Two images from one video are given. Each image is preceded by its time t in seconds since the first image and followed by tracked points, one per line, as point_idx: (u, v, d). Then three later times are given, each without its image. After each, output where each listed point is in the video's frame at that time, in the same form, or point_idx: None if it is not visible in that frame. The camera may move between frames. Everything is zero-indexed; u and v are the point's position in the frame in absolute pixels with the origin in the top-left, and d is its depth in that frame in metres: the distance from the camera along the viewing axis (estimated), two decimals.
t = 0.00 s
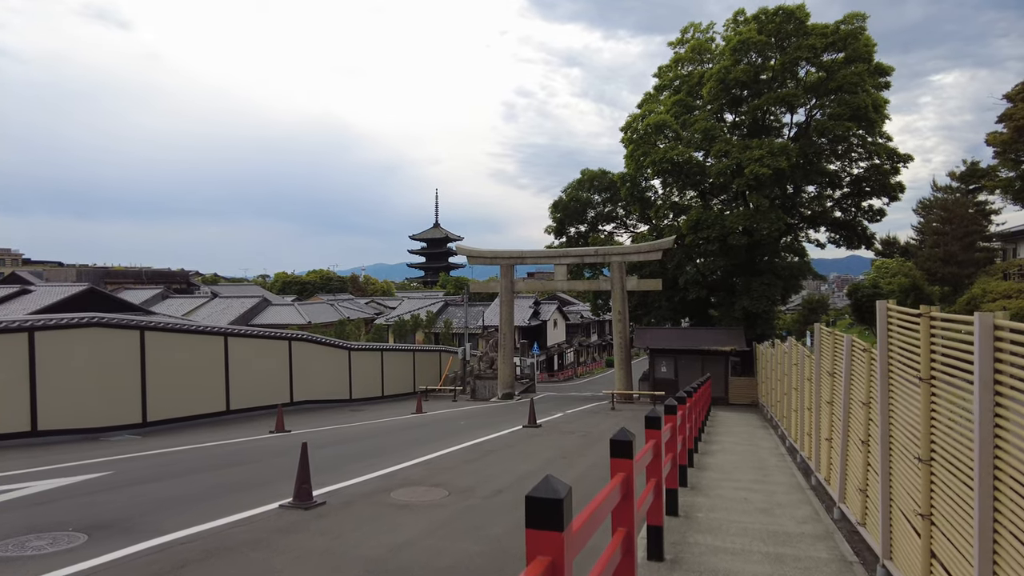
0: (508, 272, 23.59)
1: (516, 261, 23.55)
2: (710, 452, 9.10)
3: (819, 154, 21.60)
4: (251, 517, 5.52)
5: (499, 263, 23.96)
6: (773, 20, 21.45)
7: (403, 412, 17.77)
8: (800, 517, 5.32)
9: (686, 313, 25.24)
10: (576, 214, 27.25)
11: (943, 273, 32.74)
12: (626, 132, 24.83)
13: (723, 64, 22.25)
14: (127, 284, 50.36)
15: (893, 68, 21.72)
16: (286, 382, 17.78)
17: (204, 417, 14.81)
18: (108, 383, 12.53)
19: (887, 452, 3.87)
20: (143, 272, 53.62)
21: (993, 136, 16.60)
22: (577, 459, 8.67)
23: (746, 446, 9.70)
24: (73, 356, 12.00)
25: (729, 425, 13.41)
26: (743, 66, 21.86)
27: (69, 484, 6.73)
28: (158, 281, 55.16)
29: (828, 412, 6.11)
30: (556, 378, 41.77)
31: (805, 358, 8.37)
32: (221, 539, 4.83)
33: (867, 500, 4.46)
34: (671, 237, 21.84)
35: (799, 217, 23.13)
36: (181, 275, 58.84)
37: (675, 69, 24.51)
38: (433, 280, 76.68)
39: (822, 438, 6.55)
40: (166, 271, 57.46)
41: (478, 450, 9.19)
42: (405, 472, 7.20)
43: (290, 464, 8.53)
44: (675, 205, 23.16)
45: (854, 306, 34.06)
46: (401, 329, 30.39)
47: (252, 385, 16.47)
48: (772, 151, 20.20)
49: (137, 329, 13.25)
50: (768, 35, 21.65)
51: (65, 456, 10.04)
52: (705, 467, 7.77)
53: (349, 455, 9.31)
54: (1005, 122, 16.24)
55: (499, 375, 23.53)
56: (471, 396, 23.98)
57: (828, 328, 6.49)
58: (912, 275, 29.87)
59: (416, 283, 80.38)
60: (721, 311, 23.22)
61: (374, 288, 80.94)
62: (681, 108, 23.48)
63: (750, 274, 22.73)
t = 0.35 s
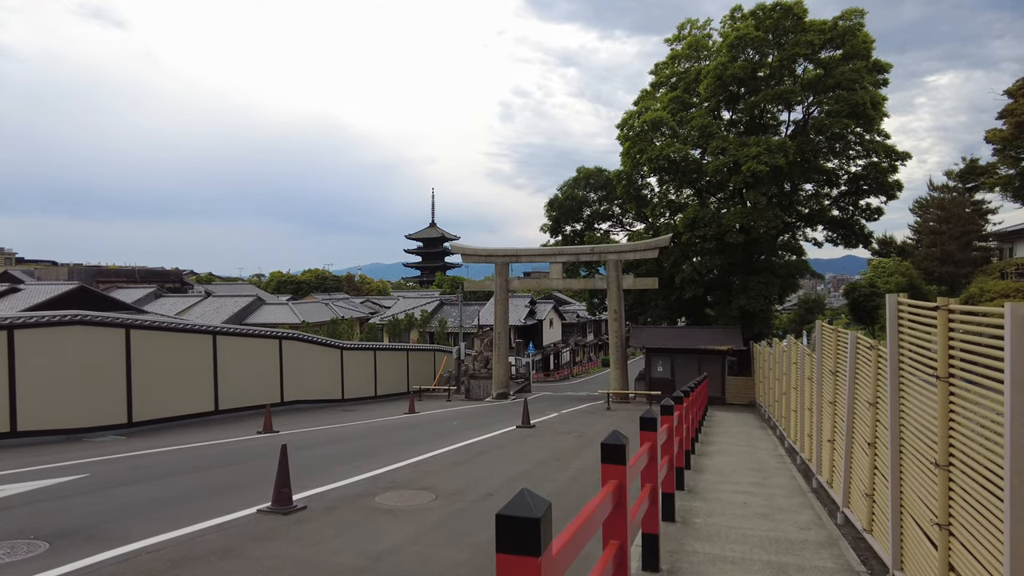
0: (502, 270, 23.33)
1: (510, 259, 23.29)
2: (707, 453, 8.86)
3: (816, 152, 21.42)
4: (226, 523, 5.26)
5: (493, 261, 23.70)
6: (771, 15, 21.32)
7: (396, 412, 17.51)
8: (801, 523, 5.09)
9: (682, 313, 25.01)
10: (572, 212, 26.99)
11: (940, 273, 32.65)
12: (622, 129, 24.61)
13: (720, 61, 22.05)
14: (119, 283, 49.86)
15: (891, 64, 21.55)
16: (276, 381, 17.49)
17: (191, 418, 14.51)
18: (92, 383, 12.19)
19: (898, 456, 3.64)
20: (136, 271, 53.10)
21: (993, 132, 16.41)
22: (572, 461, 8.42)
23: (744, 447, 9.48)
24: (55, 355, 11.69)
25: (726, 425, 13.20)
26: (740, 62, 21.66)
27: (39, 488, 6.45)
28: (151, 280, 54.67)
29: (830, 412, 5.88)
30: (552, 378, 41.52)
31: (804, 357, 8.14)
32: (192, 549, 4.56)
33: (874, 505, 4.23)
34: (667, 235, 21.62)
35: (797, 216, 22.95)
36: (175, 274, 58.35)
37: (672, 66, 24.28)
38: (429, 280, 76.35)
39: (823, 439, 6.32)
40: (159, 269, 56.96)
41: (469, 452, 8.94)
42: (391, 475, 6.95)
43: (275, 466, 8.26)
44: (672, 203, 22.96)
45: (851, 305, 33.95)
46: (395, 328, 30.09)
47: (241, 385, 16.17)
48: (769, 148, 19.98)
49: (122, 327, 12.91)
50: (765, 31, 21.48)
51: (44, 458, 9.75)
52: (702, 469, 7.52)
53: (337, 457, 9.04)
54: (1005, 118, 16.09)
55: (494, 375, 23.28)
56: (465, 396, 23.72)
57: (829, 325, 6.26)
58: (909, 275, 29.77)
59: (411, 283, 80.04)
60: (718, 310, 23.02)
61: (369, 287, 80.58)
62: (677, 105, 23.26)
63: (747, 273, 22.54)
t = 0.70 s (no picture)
0: (497, 269, 23.07)
1: (505, 257, 23.03)
2: (702, 456, 8.62)
3: (814, 149, 21.22)
4: (196, 533, 5.01)
5: (488, 260, 23.44)
6: (768, 11, 21.12)
7: (388, 412, 17.24)
8: (801, 531, 4.86)
9: (679, 312, 24.78)
10: (567, 210, 26.72)
11: (938, 271, 32.51)
12: (618, 126, 24.37)
13: (716, 57, 21.85)
14: (112, 283, 49.40)
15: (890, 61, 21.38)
16: (266, 382, 17.20)
17: (178, 419, 14.22)
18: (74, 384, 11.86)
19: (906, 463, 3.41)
20: (129, 271, 52.61)
21: (993, 128, 16.23)
22: (563, 463, 8.17)
23: (740, 449, 9.24)
24: (35, 355, 11.37)
25: (723, 426, 12.97)
26: (737, 59, 21.47)
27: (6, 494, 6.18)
28: (145, 280, 54.20)
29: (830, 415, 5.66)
30: (548, 377, 41.28)
31: (803, 356, 7.90)
32: (156, 561, 4.32)
33: (878, 513, 4.00)
34: (664, 233, 21.39)
35: (794, 214, 22.75)
36: (168, 274, 57.84)
37: (668, 63, 24.06)
38: (426, 279, 76.01)
39: (823, 442, 6.09)
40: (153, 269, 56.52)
41: (458, 454, 8.69)
42: (375, 480, 6.70)
43: (258, 470, 7.99)
44: (668, 201, 22.73)
45: (849, 304, 33.80)
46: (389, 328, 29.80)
47: (230, 385, 15.88)
48: (767, 145, 19.75)
49: (106, 326, 12.57)
50: (762, 28, 21.29)
51: (22, 461, 9.46)
52: (697, 472, 7.30)
53: (322, 460, 8.77)
54: (1005, 114, 15.91)
55: (488, 374, 23.01)
56: (459, 396, 23.45)
57: (829, 325, 6.03)
58: (906, 274, 29.63)
59: (407, 282, 79.72)
60: (715, 309, 22.79)
61: (365, 287, 80.23)
62: (674, 102, 23.04)
63: (744, 271, 22.32)
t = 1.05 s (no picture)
0: (492, 269, 22.87)
1: (500, 257, 22.82)
2: (698, 459, 8.41)
3: (811, 148, 21.05)
4: (167, 543, 4.79)
5: (483, 260, 23.21)
6: (765, 9, 20.96)
7: (381, 414, 17.02)
8: (799, 540, 4.65)
9: (676, 312, 24.57)
10: (563, 210, 26.53)
11: (936, 271, 32.39)
12: (614, 124, 24.18)
13: (713, 55, 21.69)
14: (106, 283, 49.09)
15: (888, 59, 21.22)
16: (257, 383, 16.97)
17: (166, 422, 13.98)
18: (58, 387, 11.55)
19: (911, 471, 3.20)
20: (124, 271, 52.29)
21: (992, 126, 16.07)
22: (555, 467, 7.97)
23: (737, 452, 9.03)
24: (18, 357, 11.08)
25: (719, 427, 12.78)
26: (734, 56, 21.31)
27: None
28: (140, 281, 53.90)
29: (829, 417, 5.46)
30: (545, 378, 41.07)
31: (800, 357, 7.70)
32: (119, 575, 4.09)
33: (880, 523, 3.82)
34: (660, 233, 21.21)
35: (791, 213, 22.57)
36: (164, 275, 57.54)
37: (665, 61, 23.89)
38: (423, 280, 75.79)
39: (822, 445, 5.91)
40: (148, 270, 56.17)
41: (448, 458, 8.48)
42: (358, 486, 6.49)
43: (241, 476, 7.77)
44: (664, 200, 22.56)
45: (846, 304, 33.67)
46: (385, 328, 29.57)
47: (220, 387, 15.63)
48: (764, 143, 19.58)
49: (91, 328, 12.25)
50: (759, 26, 21.15)
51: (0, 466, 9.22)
52: (692, 476, 7.09)
53: (309, 465, 8.55)
54: (1004, 112, 15.73)
55: (484, 376, 22.80)
56: (455, 397, 23.24)
57: (828, 324, 5.83)
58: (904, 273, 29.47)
59: (405, 282, 79.49)
60: (712, 309, 22.52)
61: (362, 288, 80.00)
62: (670, 100, 22.88)
63: (741, 271, 22.14)
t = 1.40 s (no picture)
0: (489, 268, 22.62)
1: (498, 256, 22.56)
2: (698, 460, 8.17)
3: (812, 145, 20.82)
4: (140, 550, 4.52)
5: (480, 258, 22.95)
6: (765, 5, 20.73)
7: (377, 414, 16.75)
8: (808, 546, 4.42)
9: (675, 311, 24.32)
10: (561, 208, 26.28)
11: (937, 270, 32.19)
12: (613, 122, 23.92)
13: (713, 52, 21.47)
14: (102, 283, 48.76)
15: (889, 55, 21.01)
16: (250, 383, 16.68)
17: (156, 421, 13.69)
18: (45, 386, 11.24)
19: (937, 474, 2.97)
20: (120, 270, 51.95)
21: (997, 122, 15.83)
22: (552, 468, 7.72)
23: (739, 453, 8.78)
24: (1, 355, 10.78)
25: (720, 428, 12.54)
26: (734, 53, 21.08)
27: None
28: (137, 280, 53.57)
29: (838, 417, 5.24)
30: (543, 378, 40.82)
31: (805, 356, 7.47)
32: None
33: (897, 530, 3.59)
34: (659, 231, 20.98)
35: (792, 212, 22.34)
36: (160, 274, 57.18)
37: (664, 58, 23.65)
38: (421, 280, 75.51)
39: (829, 446, 5.68)
40: (144, 269, 55.80)
41: (441, 459, 8.22)
42: (345, 489, 6.22)
43: (227, 478, 7.51)
44: (663, 198, 22.32)
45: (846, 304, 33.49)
46: (381, 328, 29.29)
47: (212, 386, 15.34)
48: (765, 140, 19.34)
49: (78, 325, 11.94)
50: (760, 22, 20.93)
51: None
52: (694, 479, 6.84)
53: (298, 466, 8.28)
54: (1009, 108, 15.52)
55: (481, 375, 22.54)
56: (452, 397, 22.98)
57: (836, 320, 5.61)
58: (905, 272, 29.28)
59: (403, 282, 79.19)
60: (711, 308, 22.25)
61: (360, 288, 79.73)
62: (669, 97, 22.66)
63: (741, 270, 21.91)
